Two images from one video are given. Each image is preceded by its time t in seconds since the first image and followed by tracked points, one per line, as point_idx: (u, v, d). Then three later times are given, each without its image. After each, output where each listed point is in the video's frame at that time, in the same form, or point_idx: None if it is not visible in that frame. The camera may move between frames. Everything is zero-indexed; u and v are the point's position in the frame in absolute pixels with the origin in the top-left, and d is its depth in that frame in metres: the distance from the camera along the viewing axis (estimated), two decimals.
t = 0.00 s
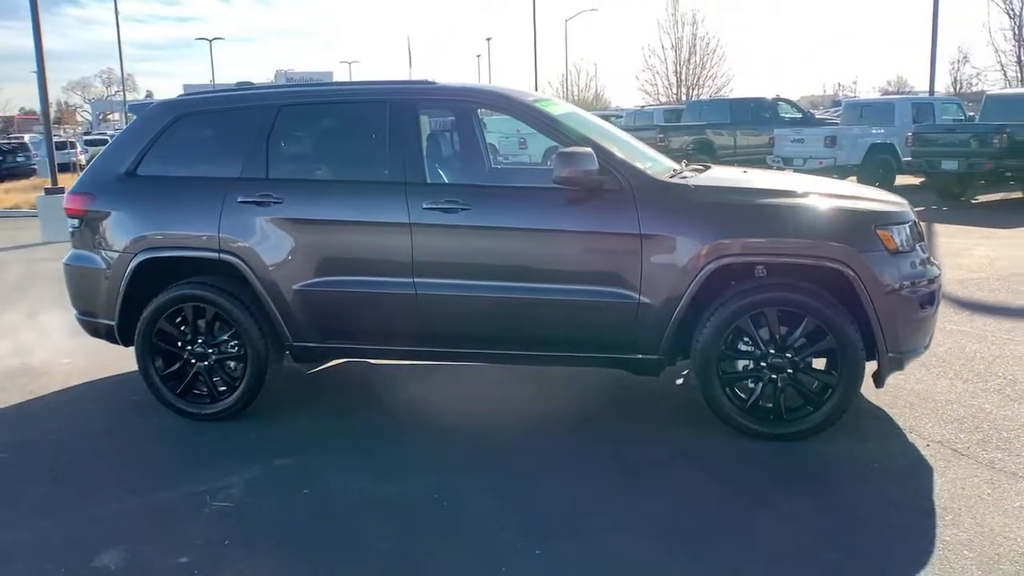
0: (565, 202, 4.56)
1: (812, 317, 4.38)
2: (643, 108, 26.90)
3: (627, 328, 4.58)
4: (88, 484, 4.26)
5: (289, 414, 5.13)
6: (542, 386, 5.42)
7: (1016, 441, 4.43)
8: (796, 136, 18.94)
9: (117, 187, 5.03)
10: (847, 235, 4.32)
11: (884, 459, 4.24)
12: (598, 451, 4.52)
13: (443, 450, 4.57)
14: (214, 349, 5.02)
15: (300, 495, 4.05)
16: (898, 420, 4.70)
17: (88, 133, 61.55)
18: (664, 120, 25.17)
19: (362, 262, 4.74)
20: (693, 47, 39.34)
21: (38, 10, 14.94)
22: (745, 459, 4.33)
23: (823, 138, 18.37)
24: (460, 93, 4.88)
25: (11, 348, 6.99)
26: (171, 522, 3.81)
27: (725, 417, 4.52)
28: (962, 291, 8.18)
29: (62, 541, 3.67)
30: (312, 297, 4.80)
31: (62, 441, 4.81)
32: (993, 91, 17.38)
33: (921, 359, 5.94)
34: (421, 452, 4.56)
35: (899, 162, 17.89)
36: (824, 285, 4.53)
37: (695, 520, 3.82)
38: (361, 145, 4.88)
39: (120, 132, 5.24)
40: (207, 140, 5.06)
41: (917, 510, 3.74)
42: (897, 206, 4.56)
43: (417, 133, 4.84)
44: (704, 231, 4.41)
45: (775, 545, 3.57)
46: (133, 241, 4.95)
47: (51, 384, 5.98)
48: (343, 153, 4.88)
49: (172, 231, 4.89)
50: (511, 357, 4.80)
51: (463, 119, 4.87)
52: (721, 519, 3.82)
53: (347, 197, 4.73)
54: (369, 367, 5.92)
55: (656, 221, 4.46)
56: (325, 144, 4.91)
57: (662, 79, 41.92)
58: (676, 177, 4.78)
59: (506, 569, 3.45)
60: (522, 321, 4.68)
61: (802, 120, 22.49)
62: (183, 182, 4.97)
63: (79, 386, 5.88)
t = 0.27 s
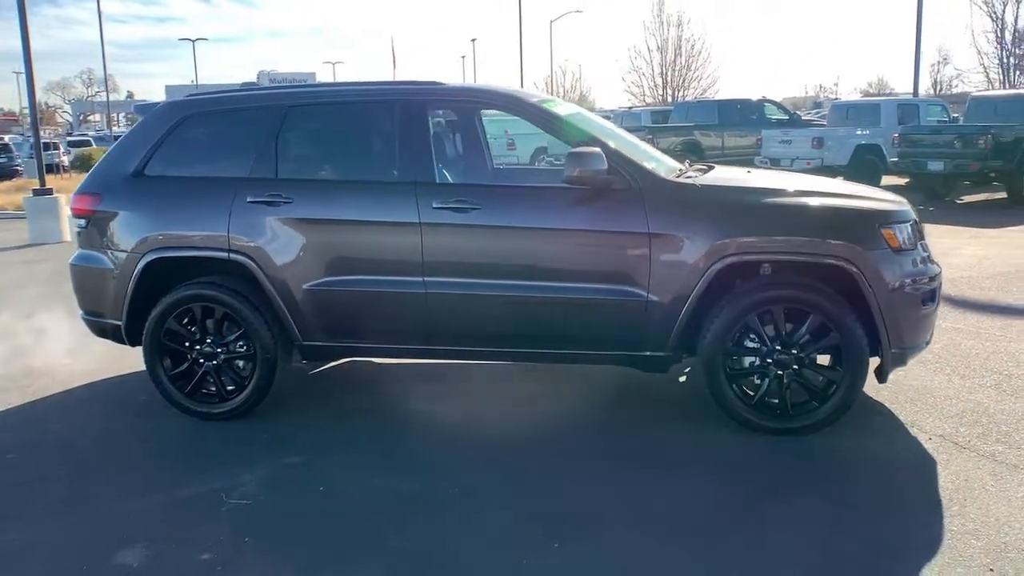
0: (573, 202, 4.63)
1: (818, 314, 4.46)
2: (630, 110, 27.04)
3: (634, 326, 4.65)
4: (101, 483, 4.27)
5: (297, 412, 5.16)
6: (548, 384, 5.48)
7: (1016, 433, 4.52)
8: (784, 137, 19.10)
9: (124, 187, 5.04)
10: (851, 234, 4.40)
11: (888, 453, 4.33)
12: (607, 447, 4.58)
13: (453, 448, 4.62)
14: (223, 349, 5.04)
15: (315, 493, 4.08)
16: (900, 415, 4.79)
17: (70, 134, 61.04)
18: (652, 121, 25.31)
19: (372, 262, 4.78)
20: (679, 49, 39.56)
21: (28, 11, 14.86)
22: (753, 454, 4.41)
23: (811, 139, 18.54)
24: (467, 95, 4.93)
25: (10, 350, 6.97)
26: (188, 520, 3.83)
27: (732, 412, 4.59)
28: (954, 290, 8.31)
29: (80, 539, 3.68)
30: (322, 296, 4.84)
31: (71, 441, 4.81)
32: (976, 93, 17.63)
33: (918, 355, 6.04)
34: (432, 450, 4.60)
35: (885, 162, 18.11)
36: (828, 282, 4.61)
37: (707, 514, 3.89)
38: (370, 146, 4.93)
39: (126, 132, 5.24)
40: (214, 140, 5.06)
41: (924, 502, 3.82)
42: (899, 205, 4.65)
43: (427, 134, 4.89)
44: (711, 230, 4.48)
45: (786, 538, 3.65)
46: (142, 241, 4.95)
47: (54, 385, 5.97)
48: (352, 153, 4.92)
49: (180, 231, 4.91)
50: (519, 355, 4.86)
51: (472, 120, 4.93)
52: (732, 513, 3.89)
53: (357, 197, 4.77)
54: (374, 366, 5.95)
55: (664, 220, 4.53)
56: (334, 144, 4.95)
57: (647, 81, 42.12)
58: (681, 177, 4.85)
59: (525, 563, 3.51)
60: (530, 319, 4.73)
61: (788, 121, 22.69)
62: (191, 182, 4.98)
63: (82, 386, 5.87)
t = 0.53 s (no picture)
0: (579, 200, 4.67)
1: (822, 310, 4.53)
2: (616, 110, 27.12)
3: (641, 322, 4.70)
4: (112, 483, 4.27)
5: (304, 411, 5.18)
6: (552, 381, 5.52)
7: (1015, 426, 4.61)
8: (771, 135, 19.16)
9: (129, 187, 5.04)
10: (855, 230, 4.48)
11: (891, 445, 4.40)
12: (615, 442, 4.63)
13: (462, 445, 4.65)
14: (229, 348, 5.05)
15: (329, 490, 4.10)
16: (901, 409, 4.87)
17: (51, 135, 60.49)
18: (639, 120, 25.41)
19: (380, 260, 4.81)
20: (664, 49, 39.73)
21: (14, 11, 14.71)
22: (759, 447, 4.47)
23: (799, 137, 18.61)
24: (474, 94, 4.97)
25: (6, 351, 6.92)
26: (203, 517, 3.84)
27: (737, 407, 4.65)
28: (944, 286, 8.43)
29: (97, 538, 3.68)
30: (330, 295, 4.87)
31: (77, 442, 4.80)
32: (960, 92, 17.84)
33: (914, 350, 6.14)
34: (441, 447, 4.63)
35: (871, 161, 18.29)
36: (830, 278, 4.68)
37: (718, 507, 3.94)
38: (377, 145, 4.96)
39: (130, 132, 5.25)
40: (220, 140, 5.09)
41: (930, 493, 3.90)
42: (900, 202, 4.73)
43: (433, 133, 4.93)
44: (718, 227, 4.54)
45: (798, 529, 3.71)
46: (148, 241, 4.96)
47: (54, 386, 5.94)
48: (361, 151, 4.97)
49: (187, 231, 4.92)
50: (526, 352, 4.90)
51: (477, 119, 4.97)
52: (743, 505, 3.95)
53: (364, 197, 4.80)
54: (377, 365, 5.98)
55: (670, 217, 4.59)
56: (342, 143, 5.00)
57: (633, 80, 42.26)
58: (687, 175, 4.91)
59: (543, 557, 3.54)
60: (538, 316, 4.78)
61: (775, 120, 22.82)
62: (197, 182, 4.99)
63: (84, 387, 5.85)
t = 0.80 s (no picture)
0: (586, 195, 4.68)
1: (827, 304, 4.56)
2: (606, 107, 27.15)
3: (648, 318, 4.71)
4: (120, 482, 4.25)
5: (309, 409, 5.17)
6: (556, 377, 5.53)
7: (1018, 419, 4.66)
8: (762, 133, 19.31)
9: (132, 185, 5.02)
10: (860, 225, 4.51)
11: (898, 438, 4.44)
12: (623, 437, 4.64)
13: (470, 441, 4.66)
14: (234, 346, 5.03)
15: (339, 487, 4.09)
16: (905, 403, 4.92)
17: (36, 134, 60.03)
18: (629, 117, 25.44)
19: (386, 257, 4.81)
20: (652, 46, 39.80)
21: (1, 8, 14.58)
22: (766, 441, 4.49)
23: (789, 135, 18.79)
24: (478, 90, 4.96)
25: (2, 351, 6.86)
26: (215, 515, 3.83)
27: (743, 402, 4.68)
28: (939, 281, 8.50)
29: (108, 537, 3.66)
30: (336, 292, 4.86)
31: (82, 441, 4.77)
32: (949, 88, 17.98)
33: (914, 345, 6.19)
34: (449, 444, 4.64)
35: (860, 157, 18.40)
36: (835, 272, 4.72)
37: (729, 501, 3.96)
38: (382, 142, 4.95)
39: (132, 130, 5.22)
40: (224, 138, 5.08)
41: (938, 485, 3.94)
42: (904, 197, 4.77)
43: (438, 130, 4.93)
44: (725, 222, 4.55)
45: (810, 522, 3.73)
46: (152, 239, 4.94)
47: (54, 386, 5.90)
48: (365, 148, 4.96)
49: (191, 229, 4.90)
50: (533, 348, 4.90)
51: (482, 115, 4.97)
52: (753, 498, 3.97)
53: (370, 194, 4.79)
54: (380, 363, 5.98)
55: (677, 213, 4.59)
56: (347, 140, 4.98)
57: (621, 78, 42.32)
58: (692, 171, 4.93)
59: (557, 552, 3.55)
60: (544, 312, 4.78)
61: (765, 117, 22.91)
62: (201, 180, 4.98)
63: (84, 386, 5.81)
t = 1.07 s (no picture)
0: (593, 197, 4.67)
1: (834, 306, 4.57)
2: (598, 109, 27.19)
3: (656, 319, 4.71)
4: (126, 486, 4.21)
5: (314, 411, 5.14)
6: (561, 379, 5.52)
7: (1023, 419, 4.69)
8: (754, 135, 19.45)
9: (135, 185, 4.98)
10: (867, 227, 4.53)
11: (905, 439, 4.45)
12: (631, 439, 4.64)
13: (478, 444, 4.64)
14: (238, 348, 5.00)
15: (349, 490, 4.07)
16: (910, 404, 4.93)
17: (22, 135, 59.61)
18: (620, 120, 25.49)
19: (392, 259, 4.79)
20: (643, 49, 39.90)
21: None
22: (774, 443, 4.50)
23: (781, 137, 18.93)
24: (484, 91, 4.95)
25: None
26: (225, 519, 3.79)
27: (751, 403, 4.68)
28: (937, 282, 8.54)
29: (117, 542, 3.62)
30: (342, 294, 4.83)
31: (85, 445, 4.73)
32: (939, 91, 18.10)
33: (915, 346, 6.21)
34: (457, 446, 4.62)
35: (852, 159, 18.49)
36: (842, 273, 4.73)
37: (740, 501, 3.96)
38: (388, 144, 4.94)
39: (135, 130, 5.19)
40: (229, 140, 5.05)
41: (948, 486, 3.95)
42: (909, 199, 4.79)
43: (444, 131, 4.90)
44: (733, 224, 4.55)
45: (822, 523, 3.73)
46: (156, 240, 4.90)
47: (54, 389, 5.85)
48: (371, 150, 4.93)
49: (196, 230, 4.87)
50: (540, 350, 4.88)
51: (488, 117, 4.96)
52: (765, 500, 3.97)
53: (376, 195, 4.77)
54: (383, 365, 5.95)
55: (686, 214, 4.59)
56: (352, 141, 4.95)
57: (612, 80, 42.40)
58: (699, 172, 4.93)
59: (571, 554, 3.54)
60: (552, 314, 4.77)
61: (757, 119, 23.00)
62: (206, 181, 4.95)
63: (84, 389, 5.76)
